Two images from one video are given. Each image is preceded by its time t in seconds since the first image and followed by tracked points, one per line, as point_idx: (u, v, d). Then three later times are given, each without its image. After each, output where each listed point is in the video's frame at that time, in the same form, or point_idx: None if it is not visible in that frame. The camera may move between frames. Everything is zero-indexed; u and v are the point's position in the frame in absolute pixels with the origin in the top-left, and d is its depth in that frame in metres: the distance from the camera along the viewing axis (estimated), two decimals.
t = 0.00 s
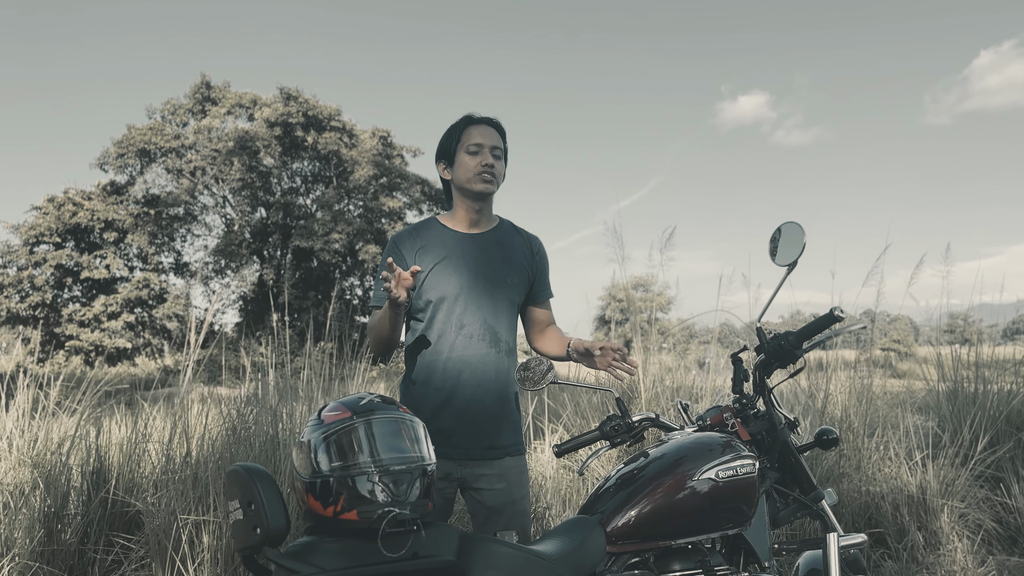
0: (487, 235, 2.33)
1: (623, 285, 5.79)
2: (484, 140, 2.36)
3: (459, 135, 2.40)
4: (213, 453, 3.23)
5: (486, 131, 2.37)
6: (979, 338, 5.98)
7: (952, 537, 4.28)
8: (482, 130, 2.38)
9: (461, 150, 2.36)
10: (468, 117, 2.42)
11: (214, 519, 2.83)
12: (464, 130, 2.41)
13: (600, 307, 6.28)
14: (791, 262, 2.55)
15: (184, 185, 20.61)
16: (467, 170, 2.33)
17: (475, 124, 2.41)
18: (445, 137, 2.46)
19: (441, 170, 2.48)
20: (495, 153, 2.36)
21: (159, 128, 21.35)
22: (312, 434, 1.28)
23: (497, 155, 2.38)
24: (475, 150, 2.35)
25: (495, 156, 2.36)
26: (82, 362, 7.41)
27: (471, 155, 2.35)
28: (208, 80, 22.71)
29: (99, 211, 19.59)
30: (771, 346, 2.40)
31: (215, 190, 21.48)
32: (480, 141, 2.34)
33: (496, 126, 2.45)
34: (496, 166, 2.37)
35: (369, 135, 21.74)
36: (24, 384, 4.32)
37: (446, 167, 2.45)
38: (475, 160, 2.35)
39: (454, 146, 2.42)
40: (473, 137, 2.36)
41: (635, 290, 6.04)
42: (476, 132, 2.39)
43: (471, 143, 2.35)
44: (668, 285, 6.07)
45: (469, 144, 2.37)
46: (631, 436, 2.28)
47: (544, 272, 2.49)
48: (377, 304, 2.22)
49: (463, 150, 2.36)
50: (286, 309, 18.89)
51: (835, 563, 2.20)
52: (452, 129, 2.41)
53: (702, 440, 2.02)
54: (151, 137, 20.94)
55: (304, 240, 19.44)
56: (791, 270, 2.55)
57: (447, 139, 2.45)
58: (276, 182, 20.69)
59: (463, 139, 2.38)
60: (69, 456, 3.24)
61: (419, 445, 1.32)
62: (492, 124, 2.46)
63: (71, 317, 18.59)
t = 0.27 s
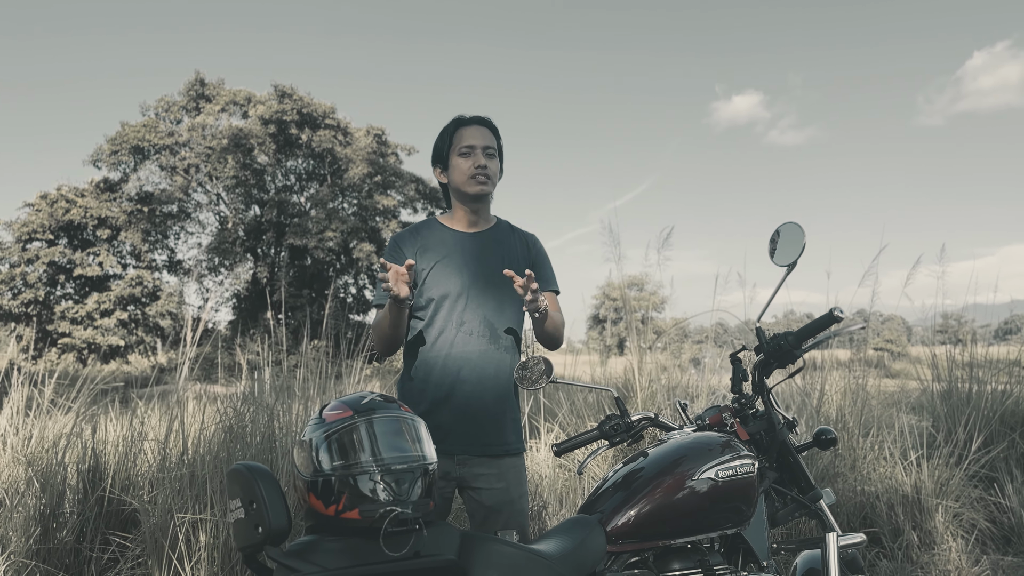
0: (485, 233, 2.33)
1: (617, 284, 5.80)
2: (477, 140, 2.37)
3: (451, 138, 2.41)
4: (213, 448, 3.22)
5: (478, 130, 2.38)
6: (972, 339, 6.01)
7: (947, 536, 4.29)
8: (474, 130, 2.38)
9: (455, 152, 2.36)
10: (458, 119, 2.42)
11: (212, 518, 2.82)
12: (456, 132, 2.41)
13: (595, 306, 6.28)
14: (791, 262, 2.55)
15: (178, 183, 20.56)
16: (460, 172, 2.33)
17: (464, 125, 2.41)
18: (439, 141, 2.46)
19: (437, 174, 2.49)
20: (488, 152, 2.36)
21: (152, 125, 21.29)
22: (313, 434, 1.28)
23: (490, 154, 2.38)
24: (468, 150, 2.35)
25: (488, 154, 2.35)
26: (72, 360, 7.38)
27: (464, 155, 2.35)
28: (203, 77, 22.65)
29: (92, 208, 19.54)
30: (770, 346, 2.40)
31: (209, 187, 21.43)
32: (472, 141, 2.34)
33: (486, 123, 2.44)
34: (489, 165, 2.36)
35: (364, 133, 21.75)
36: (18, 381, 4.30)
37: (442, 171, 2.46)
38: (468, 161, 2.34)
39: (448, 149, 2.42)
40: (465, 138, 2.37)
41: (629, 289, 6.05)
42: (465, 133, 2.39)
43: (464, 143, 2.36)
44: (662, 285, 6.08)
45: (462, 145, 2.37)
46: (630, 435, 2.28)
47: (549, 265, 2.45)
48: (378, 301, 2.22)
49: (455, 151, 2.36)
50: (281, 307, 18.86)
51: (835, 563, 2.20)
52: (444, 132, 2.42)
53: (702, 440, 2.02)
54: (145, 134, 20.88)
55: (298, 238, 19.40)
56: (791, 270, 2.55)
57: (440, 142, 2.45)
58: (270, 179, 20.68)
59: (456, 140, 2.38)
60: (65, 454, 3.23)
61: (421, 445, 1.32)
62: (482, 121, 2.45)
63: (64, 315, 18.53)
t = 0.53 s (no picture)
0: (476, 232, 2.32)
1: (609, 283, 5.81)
2: (461, 139, 2.35)
3: (437, 138, 2.40)
4: (207, 446, 3.19)
5: (462, 129, 2.35)
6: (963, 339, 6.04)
7: (939, 536, 4.32)
8: (458, 129, 2.36)
9: (441, 153, 2.35)
10: (443, 119, 2.41)
11: (206, 517, 2.81)
12: (441, 132, 2.40)
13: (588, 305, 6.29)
14: (788, 263, 2.56)
15: (171, 180, 20.47)
16: (445, 175, 2.33)
17: (448, 126, 2.39)
18: (425, 142, 2.45)
19: (428, 176, 2.50)
20: (473, 150, 2.34)
21: (144, 122, 21.19)
22: (310, 433, 1.28)
23: (475, 152, 2.36)
24: (453, 150, 2.33)
25: (473, 153, 2.33)
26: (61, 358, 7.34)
27: (449, 156, 2.33)
28: (195, 74, 22.57)
29: (84, 205, 19.45)
30: (767, 346, 2.40)
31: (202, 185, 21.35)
32: (457, 141, 2.32)
33: (471, 120, 2.41)
34: (474, 164, 2.33)
35: (357, 131, 21.72)
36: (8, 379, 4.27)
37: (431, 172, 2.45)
38: (452, 163, 2.33)
39: (434, 150, 2.41)
40: (450, 138, 2.35)
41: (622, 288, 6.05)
42: (449, 133, 2.37)
43: (449, 144, 2.34)
44: (654, 284, 6.09)
45: (447, 145, 2.36)
46: (626, 435, 2.28)
47: (546, 258, 2.39)
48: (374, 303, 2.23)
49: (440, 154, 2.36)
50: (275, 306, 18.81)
51: (830, 561, 2.24)
52: (430, 133, 2.40)
53: (698, 440, 2.02)
54: (137, 131, 20.78)
55: (290, 236, 19.35)
56: (788, 270, 2.56)
57: (427, 143, 2.45)
58: (263, 177, 20.64)
59: (441, 141, 2.37)
60: (57, 453, 3.21)
61: (419, 445, 1.32)
62: (467, 118, 2.42)
63: (55, 312, 18.43)
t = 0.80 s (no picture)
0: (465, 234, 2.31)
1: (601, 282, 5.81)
2: (443, 142, 2.29)
3: (422, 139, 2.35)
4: (197, 447, 3.15)
5: (445, 131, 2.29)
6: (951, 339, 6.08)
7: (930, 535, 4.35)
8: (441, 131, 2.30)
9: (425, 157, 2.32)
10: (427, 119, 2.35)
11: (198, 516, 2.79)
12: (426, 133, 2.35)
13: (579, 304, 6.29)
14: (784, 263, 2.57)
15: (161, 177, 20.37)
16: (430, 180, 2.30)
17: (432, 126, 2.34)
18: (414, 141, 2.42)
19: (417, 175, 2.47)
20: (455, 154, 2.28)
21: (135, 119, 21.08)
22: (306, 433, 1.28)
23: (459, 154, 2.29)
24: (435, 155, 2.29)
25: (456, 156, 2.28)
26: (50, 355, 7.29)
27: (432, 160, 2.30)
28: (186, 71, 22.47)
29: (74, 202, 19.34)
30: (762, 347, 2.41)
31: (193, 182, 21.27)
32: (438, 146, 2.28)
33: (455, 118, 2.34)
34: (458, 167, 2.29)
35: (349, 129, 21.69)
36: None
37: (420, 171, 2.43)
38: (436, 167, 2.30)
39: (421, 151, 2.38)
40: (432, 142, 2.30)
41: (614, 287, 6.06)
42: (433, 134, 2.32)
43: (431, 148, 2.30)
44: (645, 283, 6.10)
45: (430, 147, 2.31)
46: (621, 435, 2.28)
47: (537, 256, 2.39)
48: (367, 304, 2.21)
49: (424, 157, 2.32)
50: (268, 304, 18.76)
51: (825, 561, 2.24)
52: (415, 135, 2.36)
53: (693, 440, 2.03)
54: (128, 127, 20.67)
55: (282, 234, 19.29)
56: (784, 271, 2.57)
57: (416, 143, 2.41)
58: (254, 174, 20.62)
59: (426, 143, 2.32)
60: (48, 452, 3.19)
61: (414, 445, 1.32)
62: (451, 116, 2.35)
63: (44, 310, 18.32)
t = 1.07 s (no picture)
0: (454, 234, 2.29)
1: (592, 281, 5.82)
2: (430, 145, 2.28)
3: (409, 141, 2.34)
4: (191, 445, 3.13)
5: (432, 134, 2.28)
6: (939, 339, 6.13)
7: (921, 535, 4.39)
8: (428, 133, 2.29)
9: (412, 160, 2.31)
10: (413, 122, 2.34)
11: (191, 514, 2.79)
12: (412, 136, 2.34)
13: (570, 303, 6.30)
14: (781, 264, 2.58)
15: (152, 174, 20.27)
16: (417, 183, 2.29)
17: (419, 128, 2.32)
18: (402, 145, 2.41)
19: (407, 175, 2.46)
20: (442, 156, 2.27)
21: (125, 116, 20.98)
22: (304, 432, 1.28)
23: (446, 156, 2.28)
24: (422, 157, 2.27)
25: (443, 158, 2.27)
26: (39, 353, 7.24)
27: (419, 163, 2.28)
28: (177, 68, 22.37)
29: (63, 199, 19.27)
30: (758, 347, 2.42)
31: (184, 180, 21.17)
32: (425, 149, 2.26)
33: (441, 120, 2.31)
34: (445, 170, 2.27)
35: (341, 126, 21.67)
36: None
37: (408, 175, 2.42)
38: (423, 170, 2.28)
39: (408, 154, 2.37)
40: (419, 144, 2.29)
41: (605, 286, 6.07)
42: (419, 137, 2.30)
43: (418, 150, 2.28)
44: (636, 282, 6.11)
45: (417, 150, 2.30)
46: (617, 435, 2.29)
47: (528, 256, 2.34)
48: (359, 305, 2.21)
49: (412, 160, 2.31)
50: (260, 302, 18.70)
51: (820, 562, 2.25)
52: (402, 138, 2.35)
53: (689, 440, 2.04)
54: (118, 124, 20.56)
55: (274, 232, 19.25)
56: (781, 271, 2.57)
57: (404, 145, 2.40)
58: (245, 172, 20.54)
59: (413, 146, 2.31)
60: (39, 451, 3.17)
61: (412, 445, 1.32)
62: (437, 117, 2.32)
63: (33, 307, 18.22)
